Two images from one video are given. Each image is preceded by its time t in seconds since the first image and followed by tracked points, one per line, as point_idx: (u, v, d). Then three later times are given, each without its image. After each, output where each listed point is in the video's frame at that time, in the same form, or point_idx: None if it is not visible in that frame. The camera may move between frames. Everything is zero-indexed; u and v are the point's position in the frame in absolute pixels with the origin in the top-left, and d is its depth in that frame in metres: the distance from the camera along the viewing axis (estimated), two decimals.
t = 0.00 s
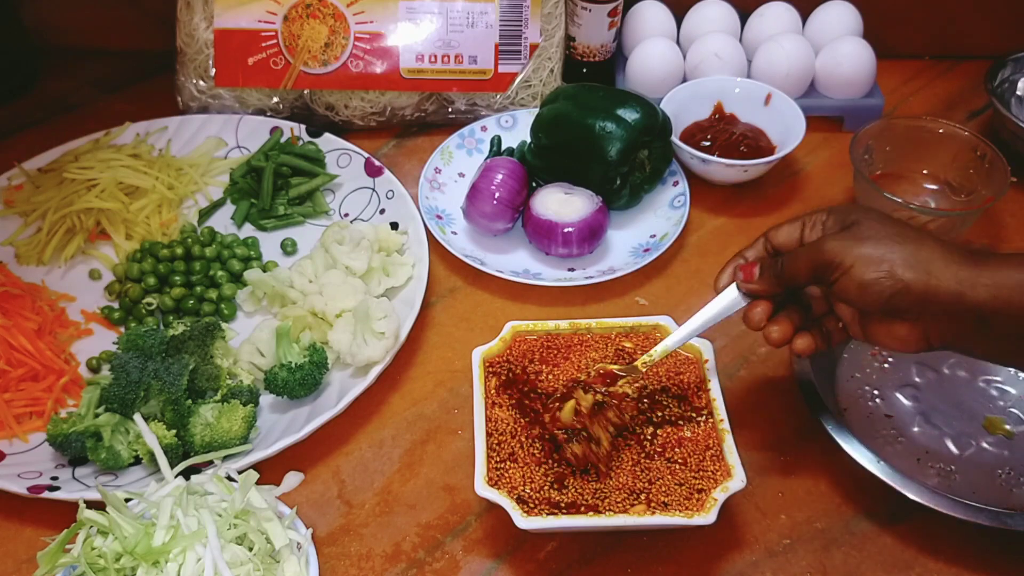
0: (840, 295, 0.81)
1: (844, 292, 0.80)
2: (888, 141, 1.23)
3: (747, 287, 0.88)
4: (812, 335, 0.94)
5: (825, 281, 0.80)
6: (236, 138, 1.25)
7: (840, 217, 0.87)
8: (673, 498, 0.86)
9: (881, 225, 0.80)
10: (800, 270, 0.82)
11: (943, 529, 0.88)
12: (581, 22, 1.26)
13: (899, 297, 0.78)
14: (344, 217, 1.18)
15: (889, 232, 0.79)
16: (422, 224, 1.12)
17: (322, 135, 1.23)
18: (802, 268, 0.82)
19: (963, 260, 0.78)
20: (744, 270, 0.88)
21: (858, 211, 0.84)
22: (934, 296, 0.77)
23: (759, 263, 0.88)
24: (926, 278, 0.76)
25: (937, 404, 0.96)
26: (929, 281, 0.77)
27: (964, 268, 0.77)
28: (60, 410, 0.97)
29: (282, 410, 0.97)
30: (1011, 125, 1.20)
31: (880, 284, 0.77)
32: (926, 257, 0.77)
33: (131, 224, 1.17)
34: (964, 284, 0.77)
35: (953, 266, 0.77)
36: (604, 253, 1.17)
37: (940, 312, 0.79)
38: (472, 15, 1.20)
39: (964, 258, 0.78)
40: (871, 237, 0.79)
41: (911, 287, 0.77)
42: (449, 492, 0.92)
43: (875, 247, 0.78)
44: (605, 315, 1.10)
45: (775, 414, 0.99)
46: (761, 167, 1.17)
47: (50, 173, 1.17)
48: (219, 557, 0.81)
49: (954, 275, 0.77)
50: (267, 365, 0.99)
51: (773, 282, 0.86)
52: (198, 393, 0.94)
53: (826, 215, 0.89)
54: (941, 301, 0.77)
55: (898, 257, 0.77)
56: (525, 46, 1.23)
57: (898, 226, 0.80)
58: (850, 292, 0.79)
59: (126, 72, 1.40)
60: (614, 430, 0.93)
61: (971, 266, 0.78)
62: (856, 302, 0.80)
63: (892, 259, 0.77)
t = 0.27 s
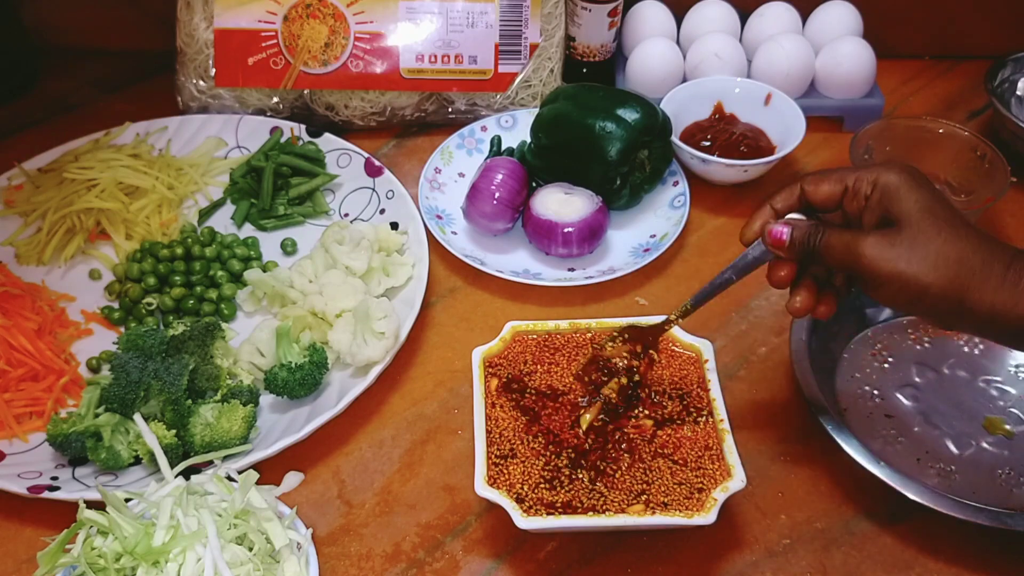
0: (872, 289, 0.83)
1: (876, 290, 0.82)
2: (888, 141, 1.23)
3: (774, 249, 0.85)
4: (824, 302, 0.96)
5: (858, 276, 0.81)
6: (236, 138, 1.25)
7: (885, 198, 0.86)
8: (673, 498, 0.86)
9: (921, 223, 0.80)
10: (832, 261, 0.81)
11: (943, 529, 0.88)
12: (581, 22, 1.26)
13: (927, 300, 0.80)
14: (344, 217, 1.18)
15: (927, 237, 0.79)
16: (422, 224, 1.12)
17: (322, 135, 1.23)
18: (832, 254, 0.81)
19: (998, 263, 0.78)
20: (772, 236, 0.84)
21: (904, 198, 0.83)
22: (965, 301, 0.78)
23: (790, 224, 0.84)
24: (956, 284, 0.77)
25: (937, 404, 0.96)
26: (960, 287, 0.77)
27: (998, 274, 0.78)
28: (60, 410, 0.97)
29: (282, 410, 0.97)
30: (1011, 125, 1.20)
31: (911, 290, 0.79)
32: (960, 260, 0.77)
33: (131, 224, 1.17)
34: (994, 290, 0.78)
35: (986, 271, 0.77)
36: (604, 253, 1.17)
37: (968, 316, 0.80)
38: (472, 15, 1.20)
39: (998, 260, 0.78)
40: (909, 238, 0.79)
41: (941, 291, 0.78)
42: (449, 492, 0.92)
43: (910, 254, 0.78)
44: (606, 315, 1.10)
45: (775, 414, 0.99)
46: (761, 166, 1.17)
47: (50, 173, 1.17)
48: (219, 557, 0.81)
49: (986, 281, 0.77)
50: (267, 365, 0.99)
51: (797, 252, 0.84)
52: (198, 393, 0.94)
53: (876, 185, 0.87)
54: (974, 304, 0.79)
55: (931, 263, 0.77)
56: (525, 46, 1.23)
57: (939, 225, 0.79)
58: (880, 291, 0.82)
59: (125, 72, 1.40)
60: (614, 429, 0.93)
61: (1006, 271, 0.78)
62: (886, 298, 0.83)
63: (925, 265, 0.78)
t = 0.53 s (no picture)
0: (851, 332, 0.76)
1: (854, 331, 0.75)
2: (888, 141, 1.23)
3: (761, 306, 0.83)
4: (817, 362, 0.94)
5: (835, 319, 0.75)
6: (236, 138, 1.25)
7: (853, 245, 0.80)
8: (673, 498, 0.86)
9: (893, 260, 0.74)
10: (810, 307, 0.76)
11: (943, 529, 0.88)
12: (581, 21, 1.26)
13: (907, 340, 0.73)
14: (344, 217, 1.18)
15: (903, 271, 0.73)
16: (422, 224, 1.12)
17: (322, 135, 1.23)
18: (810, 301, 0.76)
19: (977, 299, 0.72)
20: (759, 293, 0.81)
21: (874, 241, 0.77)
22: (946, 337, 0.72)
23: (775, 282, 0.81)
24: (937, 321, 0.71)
25: (936, 404, 0.96)
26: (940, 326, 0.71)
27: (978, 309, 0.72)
28: (60, 410, 0.97)
29: (282, 410, 0.97)
30: (1011, 125, 1.20)
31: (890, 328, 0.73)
32: (940, 296, 0.71)
33: (131, 224, 1.17)
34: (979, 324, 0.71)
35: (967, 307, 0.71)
36: (604, 253, 1.17)
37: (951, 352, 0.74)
38: (472, 16, 1.20)
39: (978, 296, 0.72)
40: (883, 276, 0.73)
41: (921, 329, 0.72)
42: (449, 492, 0.92)
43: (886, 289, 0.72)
44: (605, 315, 1.10)
45: (775, 413, 0.99)
46: (761, 166, 1.17)
47: (50, 173, 1.17)
48: (219, 557, 0.81)
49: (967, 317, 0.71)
50: (267, 365, 0.99)
51: (780, 305, 0.80)
52: (198, 393, 0.94)
53: (844, 237, 0.81)
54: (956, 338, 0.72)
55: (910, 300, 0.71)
56: (525, 46, 1.23)
57: (910, 260, 0.74)
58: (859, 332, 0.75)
59: (126, 72, 1.40)
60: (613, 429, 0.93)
61: (985, 305, 0.72)
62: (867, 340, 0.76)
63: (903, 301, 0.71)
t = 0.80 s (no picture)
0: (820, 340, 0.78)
1: (825, 334, 0.78)
2: (888, 141, 1.23)
3: (735, 341, 0.86)
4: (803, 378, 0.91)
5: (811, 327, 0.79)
6: (236, 138, 1.25)
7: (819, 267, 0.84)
8: (673, 498, 0.86)
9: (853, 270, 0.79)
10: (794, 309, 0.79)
11: (943, 528, 0.88)
12: (581, 21, 1.26)
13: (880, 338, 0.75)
14: (344, 217, 1.18)
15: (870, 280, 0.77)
16: (422, 224, 1.12)
17: (322, 135, 1.23)
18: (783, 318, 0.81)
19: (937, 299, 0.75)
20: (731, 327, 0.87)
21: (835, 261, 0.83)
22: (912, 335, 0.73)
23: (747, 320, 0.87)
24: (905, 316, 0.73)
25: (936, 404, 0.96)
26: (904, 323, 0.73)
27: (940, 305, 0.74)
28: (60, 410, 0.97)
29: (282, 410, 0.97)
30: (1011, 125, 1.20)
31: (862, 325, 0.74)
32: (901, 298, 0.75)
33: (131, 224, 1.17)
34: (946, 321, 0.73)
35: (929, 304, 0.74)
36: (604, 253, 1.17)
37: (924, 351, 0.75)
38: (472, 16, 1.20)
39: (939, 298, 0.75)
40: (846, 281, 0.77)
41: (889, 325, 0.74)
42: (449, 493, 0.92)
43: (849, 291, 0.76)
44: (605, 315, 1.10)
45: (775, 414, 0.99)
46: (761, 167, 1.17)
47: (50, 173, 1.17)
48: (219, 557, 0.81)
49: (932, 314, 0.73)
50: (267, 365, 0.99)
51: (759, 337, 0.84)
52: (198, 393, 0.94)
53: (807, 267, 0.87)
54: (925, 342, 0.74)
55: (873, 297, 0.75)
56: (526, 46, 1.23)
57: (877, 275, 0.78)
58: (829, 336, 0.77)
59: (126, 72, 1.40)
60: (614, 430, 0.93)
61: (947, 303, 0.74)
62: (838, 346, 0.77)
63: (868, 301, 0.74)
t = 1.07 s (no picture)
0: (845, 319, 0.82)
1: (850, 313, 0.80)
2: (888, 141, 1.23)
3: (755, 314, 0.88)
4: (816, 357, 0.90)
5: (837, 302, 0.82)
6: (236, 138, 1.25)
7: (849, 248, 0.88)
8: (673, 499, 0.86)
9: (880, 254, 0.82)
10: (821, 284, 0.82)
11: (942, 529, 0.88)
12: (581, 21, 1.26)
13: (906, 321, 0.78)
14: (344, 217, 1.18)
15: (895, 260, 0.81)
16: (422, 224, 1.12)
17: (322, 135, 1.23)
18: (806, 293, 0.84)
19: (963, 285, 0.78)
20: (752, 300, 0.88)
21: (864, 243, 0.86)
22: (939, 318, 0.77)
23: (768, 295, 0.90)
24: (931, 299, 0.76)
25: (936, 404, 0.96)
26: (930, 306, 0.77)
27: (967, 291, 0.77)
28: (60, 410, 0.97)
29: (282, 410, 0.97)
30: (1011, 126, 1.20)
31: (891, 306, 0.78)
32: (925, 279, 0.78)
33: (131, 224, 1.17)
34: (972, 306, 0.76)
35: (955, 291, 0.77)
36: (604, 253, 1.17)
37: (945, 335, 0.78)
38: (472, 15, 1.20)
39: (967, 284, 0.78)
40: (871, 262, 0.80)
41: (915, 307, 0.77)
42: (449, 493, 0.92)
43: (876, 274, 0.79)
44: (605, 315, 1.10)
45: (775, 414, 0.99)
46: (761, 166, 1.17)
47: (50, 173, 1.17)
48: (219, 557, 0.81)
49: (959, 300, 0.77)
50: (267, 365, 0.99)
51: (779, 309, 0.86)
52: (198, 393, 0.94)
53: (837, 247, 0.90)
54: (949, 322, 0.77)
55: (902, 280, 0.78)
56: (525, 46, 1.23)
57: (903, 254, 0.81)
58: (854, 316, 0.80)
59: (125, 72, 1.40)
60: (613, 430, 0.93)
61: (973, 288, 0.78)
62: (864, 326, 0.81)
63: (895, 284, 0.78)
